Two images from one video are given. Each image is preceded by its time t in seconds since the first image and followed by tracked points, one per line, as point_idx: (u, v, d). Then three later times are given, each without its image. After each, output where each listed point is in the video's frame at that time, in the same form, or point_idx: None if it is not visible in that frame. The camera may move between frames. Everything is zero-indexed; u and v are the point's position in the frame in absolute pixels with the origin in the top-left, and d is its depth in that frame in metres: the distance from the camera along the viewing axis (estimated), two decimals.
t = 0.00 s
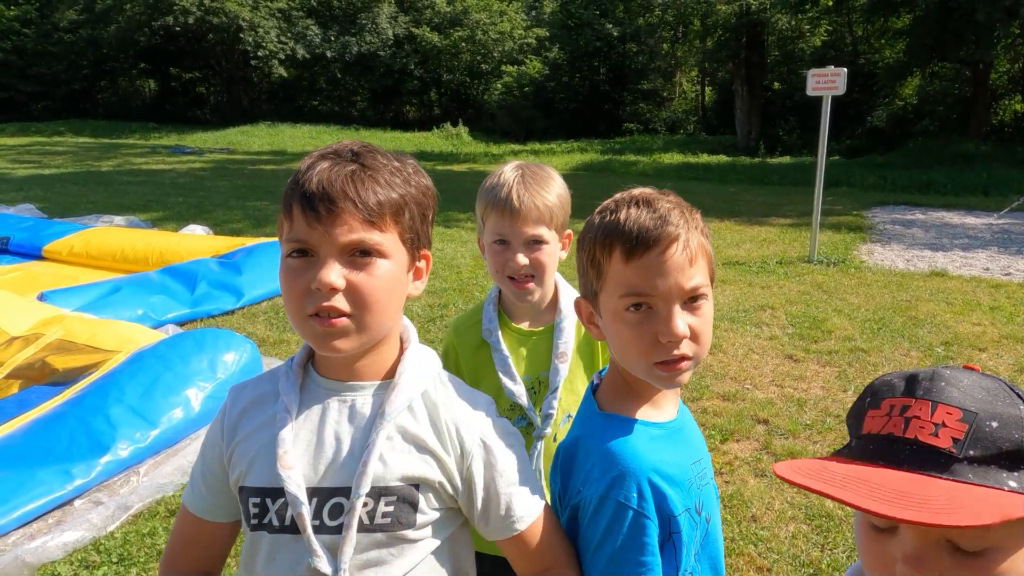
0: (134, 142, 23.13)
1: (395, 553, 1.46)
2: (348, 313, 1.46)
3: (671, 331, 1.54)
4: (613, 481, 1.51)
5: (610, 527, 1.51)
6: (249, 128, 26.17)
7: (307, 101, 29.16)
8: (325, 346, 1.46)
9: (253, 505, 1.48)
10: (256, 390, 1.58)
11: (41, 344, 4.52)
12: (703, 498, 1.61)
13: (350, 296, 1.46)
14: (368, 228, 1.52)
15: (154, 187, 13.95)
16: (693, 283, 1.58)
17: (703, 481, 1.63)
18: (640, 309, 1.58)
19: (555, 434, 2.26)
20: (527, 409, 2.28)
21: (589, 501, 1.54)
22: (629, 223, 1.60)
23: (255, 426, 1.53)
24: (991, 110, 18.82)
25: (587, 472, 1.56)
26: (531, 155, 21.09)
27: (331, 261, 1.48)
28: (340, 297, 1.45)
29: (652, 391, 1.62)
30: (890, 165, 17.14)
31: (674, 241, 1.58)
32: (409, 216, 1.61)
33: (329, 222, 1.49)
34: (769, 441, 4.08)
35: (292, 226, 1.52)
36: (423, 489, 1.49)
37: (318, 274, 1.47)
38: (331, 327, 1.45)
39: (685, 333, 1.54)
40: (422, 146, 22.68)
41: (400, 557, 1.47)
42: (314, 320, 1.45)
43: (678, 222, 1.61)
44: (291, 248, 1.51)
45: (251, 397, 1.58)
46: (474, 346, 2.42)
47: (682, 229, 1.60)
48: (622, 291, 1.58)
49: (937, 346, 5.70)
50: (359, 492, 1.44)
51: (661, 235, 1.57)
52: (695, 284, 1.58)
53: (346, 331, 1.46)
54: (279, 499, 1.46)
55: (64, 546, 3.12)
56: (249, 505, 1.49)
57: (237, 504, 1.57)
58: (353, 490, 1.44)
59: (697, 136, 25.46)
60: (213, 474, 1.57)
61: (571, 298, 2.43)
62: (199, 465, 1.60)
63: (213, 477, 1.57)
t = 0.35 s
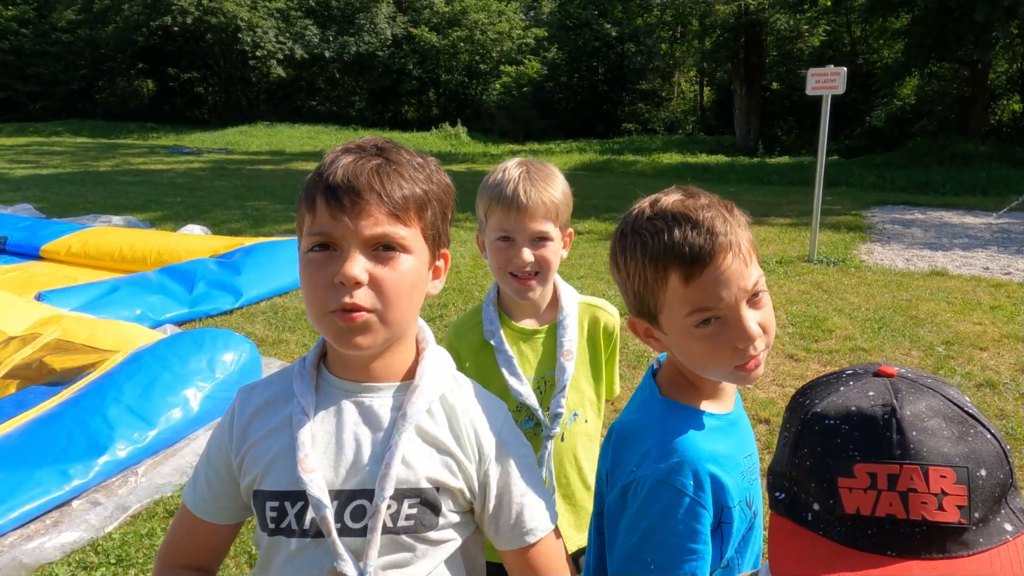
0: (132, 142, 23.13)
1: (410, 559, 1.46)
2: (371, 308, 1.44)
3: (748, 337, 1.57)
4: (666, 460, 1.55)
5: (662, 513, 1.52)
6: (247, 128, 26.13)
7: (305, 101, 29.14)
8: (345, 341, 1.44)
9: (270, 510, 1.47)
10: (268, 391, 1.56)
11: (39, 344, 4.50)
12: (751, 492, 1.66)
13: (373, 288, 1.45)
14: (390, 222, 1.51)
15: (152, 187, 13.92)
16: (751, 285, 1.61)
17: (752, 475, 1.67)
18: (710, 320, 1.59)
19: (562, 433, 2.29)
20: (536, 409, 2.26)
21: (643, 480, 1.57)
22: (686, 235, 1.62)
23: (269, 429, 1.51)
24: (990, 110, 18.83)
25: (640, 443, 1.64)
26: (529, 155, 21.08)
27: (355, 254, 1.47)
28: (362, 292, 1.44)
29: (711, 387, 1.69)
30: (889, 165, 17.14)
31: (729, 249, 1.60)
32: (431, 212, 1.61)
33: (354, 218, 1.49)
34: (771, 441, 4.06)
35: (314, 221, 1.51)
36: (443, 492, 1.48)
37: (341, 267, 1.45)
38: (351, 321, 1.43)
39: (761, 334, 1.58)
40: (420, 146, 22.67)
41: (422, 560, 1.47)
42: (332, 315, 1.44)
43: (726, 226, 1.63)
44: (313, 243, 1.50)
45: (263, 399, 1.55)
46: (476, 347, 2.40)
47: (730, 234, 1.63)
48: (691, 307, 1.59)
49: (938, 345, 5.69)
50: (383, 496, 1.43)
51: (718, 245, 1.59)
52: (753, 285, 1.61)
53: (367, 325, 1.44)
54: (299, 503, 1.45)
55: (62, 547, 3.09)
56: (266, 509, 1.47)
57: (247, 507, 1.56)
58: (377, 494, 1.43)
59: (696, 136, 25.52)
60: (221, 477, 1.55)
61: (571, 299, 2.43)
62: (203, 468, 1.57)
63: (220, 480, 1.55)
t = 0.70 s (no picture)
0: (130, 143, 23.09)
1: (425, 568, 1.49)
2: (382, 319, 1.47)
3: (683, 352, 1.64)
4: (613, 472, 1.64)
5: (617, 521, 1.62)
6: (245, 129, 26.10)
7: (303, 102, 29.13)
8: (357, 353, 1.47)
9: (281, 521, 1.50)
10: (275, 402, 1.59)
11: (37, 345, 4.52)
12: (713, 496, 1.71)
13: (386, 300, 1.48)
14: (403, 235, 1.54)
15: (150, 188, 13.91)
16: (701, 296, 1.66)
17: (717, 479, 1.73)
18: (648, 331, 1.68)
19: (555, 438, 2.29)
20: (529, 416, 2.24)
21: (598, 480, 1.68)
22: (627, 248, 1.68)
23: (277, 440, 1.54)
24: (987, 110, 18.88)
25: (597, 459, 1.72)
26: (528, 155, 21.05)
27: (369, 266, 1.50)
28: (374, 303, 1.47)
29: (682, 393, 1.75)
30: (887, 165, 17.16)
31: (675, 261, 1.65)
32: (444, 223, 1.64)
33: (368, 230, 1.51)
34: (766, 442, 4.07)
35: (327, 231, 1.53)
36: (452, 502, 1.51)
37: (355, 278, 1.48)
38: (363, 333, 1.46)
39: (696, 351, 1.65)
40: (419, 146, 22.66)
41: (433, 569, 1.50)
42: (345, 327, 1.47)
43: (676, 239, 1.68)
44: (326, 252, 1.52)
45: (271, 409, 1.58)
46: (468, 355, 2.41)
47: (680, 244, 1.67)
48: (627, 315, 1.69)
49: (934, 346, 5.70)
50: (391, 507, 1.47)
51: (658, 260, 1.65)
52: (703, 296, 1.66)
53: (378, 338, 1.47)
54: (309, 513, 1.49)
55: (58, 549, 3.09)
56: (276, 521, 1.50)
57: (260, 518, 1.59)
58: (386, 504, 1.47)
59: (695, 136, 25.58)
60: (234, 489, 1.59)
61: (563, 304, 2.44)
62: (213, 480, 1.61)
63: (231, 492, 1.59)
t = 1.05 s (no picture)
0: (129, 143, 23.04)
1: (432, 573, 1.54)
2: (391, 327, 1.54)
3: (627, 351, 1.66)
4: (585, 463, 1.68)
5: (588, 522, 1.66)
6: (245, 129, 26.13)
7: (303, 102, 29.10)
8: (366, 359, 1.53)
9: (288, 525, 1.56)
10: (285, 406, 1.65)
11: (36, 347, 4.51)
12: (673, 500, 1.73)
13: (395, 308, 1.53)
14: (412, 241, 1.58)
15: (149, 189, 13.88)
16: (646, 295, 1.68)
17: (683, 486, 1.74)
18: (595, 330, 1.70)
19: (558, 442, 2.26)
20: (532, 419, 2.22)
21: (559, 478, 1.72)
22: (570, 248, 1.71)
23: (286, 444, 1.60)
24: (987, 110, 18.89)
25: (567, 450, 1.73)
26: (528, 155, 21.04)
27: (377, 272, 1.55)
28: (384, 311, 1.53)
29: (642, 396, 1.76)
30: (887, 165, 17.18)
31: (616, 260, 1.68)
32: (454, 228, 1.68)
33: (375, 236, 1.56)
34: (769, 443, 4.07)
35: (335, 236, 1.58)
36: (458, 509, 1.55)
37: (363, 285, 1.53)
38: (373, 340, 1.52)
39: (641, 350, 1.66)
40: (419, 146, 22.66)
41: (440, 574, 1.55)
42: (356, 332, 1.52)
43: (617, 238, 1.70)
44: (334, 258, 1.57)
45: (280, 413, 1.65)
46: (473, 358, 2.40)
47: (620, 242, 1.69)
48: (575, 315, 1.71)
49: (935, 347, 5.69)
50: (397, 513, 1.51)
51: (598, 259, 1.67)
52: (648, 295, 1.68)
53: (387, 344, 1.53)
54: (316, 519, 1.54)
55: (59, 551, 3.09)
56: (285, 524, 1.56)
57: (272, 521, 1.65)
58: (392, 510, 1.52)
59: (694, 136, 25.63)
60: (246, 491, 1.65)
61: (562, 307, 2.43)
62: (229, 481, 1.68)
63: (244, 494, 1.65)
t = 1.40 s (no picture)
0: (129, 144, 23.05)
1: (417, 569, 1.54)
2: (371, 322, 1.53)
3: (632, 338, 1.65)
4: (612, 452, 1.58)
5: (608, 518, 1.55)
6: (245, 130, 26.18)
7: (303, 103, 29.12)
8: (347, 357, 1.53)
9: (274, 523, 1.56)
10: (271, 404, 1.65)
11: (37, 348, 4.50)
12: (684, 502, 1.66)
13: (373, 304, 1.53)
14: (388, 236, 1.58)
15: (149, 189, 13.89)
16: (656, 285, 1.67)
17: (692, 487, 1.69)
18: (603, 315, 1.68)
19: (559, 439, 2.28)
20: (537, 419, 2.22)
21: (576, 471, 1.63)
22: (587, 231, 1.70)
23: (272, 443, 1.60)
24: (988, 110, 18.87)
25: (583, 447, 1.64)
26: (528, 155, 21.02)
27: (354, 269, 1.55)
28: (363, 306, 1.52)
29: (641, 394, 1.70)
30: (887, 166, 17.17)
31: (630, 245, 1.66)
32: (429, 222, 1.69)
33: (351, 232, 1.56)
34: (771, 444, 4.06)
35: (310, 236, 1.58)
36: (444, 505, 1.56)
37: (340, 283, 1.53)
38: (354, 337, 1.51)
39: (646, 338, 1.65)
40: (419, 147, 22.66)
41: (426, 571, 1.55)
42: (335, 330, 1.51)
43: (637, 225, 1.68)
44: (311, 258, 1.57)
45: (266, 411, 1.64)
46: (473, 357, 2.34)
47: (639, 230, 1.68)
48: (584, 297, 1.69)
49: (936, 347, 5.68)
50: (382, 509, 1.51)
51: (614, 243, 1.66)
52: (658, 285, 1.67)
53: (368, 340, 1.52)
54: (301, 516, 1.54)
55: (59, 552, 3.09)
56: (270, 522, 1.56)
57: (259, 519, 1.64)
58: (376, 507, 1.52)
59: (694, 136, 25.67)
60: (236, 489, 1.65)
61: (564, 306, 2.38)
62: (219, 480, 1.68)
63: (234, 492, 1.65)
